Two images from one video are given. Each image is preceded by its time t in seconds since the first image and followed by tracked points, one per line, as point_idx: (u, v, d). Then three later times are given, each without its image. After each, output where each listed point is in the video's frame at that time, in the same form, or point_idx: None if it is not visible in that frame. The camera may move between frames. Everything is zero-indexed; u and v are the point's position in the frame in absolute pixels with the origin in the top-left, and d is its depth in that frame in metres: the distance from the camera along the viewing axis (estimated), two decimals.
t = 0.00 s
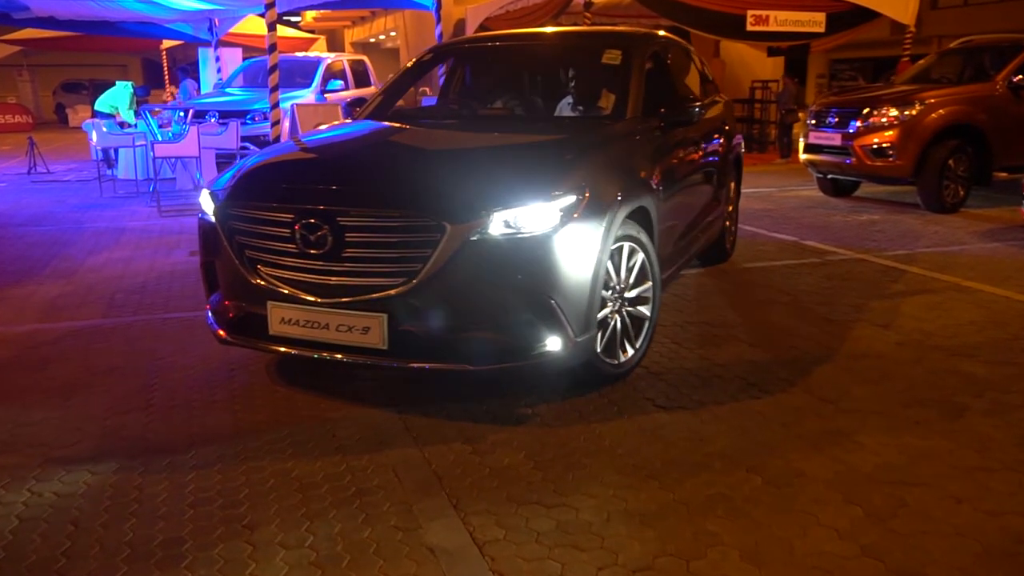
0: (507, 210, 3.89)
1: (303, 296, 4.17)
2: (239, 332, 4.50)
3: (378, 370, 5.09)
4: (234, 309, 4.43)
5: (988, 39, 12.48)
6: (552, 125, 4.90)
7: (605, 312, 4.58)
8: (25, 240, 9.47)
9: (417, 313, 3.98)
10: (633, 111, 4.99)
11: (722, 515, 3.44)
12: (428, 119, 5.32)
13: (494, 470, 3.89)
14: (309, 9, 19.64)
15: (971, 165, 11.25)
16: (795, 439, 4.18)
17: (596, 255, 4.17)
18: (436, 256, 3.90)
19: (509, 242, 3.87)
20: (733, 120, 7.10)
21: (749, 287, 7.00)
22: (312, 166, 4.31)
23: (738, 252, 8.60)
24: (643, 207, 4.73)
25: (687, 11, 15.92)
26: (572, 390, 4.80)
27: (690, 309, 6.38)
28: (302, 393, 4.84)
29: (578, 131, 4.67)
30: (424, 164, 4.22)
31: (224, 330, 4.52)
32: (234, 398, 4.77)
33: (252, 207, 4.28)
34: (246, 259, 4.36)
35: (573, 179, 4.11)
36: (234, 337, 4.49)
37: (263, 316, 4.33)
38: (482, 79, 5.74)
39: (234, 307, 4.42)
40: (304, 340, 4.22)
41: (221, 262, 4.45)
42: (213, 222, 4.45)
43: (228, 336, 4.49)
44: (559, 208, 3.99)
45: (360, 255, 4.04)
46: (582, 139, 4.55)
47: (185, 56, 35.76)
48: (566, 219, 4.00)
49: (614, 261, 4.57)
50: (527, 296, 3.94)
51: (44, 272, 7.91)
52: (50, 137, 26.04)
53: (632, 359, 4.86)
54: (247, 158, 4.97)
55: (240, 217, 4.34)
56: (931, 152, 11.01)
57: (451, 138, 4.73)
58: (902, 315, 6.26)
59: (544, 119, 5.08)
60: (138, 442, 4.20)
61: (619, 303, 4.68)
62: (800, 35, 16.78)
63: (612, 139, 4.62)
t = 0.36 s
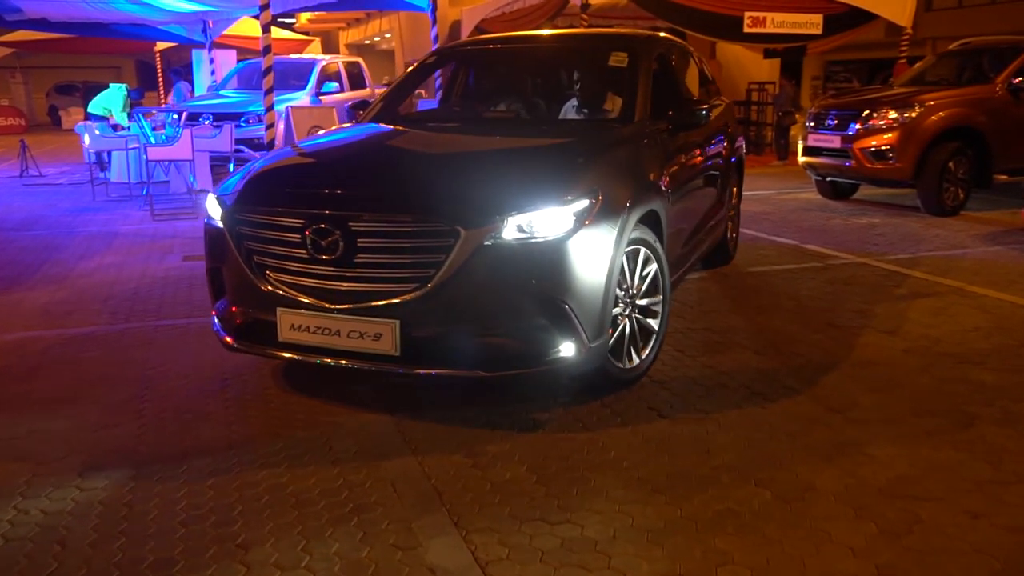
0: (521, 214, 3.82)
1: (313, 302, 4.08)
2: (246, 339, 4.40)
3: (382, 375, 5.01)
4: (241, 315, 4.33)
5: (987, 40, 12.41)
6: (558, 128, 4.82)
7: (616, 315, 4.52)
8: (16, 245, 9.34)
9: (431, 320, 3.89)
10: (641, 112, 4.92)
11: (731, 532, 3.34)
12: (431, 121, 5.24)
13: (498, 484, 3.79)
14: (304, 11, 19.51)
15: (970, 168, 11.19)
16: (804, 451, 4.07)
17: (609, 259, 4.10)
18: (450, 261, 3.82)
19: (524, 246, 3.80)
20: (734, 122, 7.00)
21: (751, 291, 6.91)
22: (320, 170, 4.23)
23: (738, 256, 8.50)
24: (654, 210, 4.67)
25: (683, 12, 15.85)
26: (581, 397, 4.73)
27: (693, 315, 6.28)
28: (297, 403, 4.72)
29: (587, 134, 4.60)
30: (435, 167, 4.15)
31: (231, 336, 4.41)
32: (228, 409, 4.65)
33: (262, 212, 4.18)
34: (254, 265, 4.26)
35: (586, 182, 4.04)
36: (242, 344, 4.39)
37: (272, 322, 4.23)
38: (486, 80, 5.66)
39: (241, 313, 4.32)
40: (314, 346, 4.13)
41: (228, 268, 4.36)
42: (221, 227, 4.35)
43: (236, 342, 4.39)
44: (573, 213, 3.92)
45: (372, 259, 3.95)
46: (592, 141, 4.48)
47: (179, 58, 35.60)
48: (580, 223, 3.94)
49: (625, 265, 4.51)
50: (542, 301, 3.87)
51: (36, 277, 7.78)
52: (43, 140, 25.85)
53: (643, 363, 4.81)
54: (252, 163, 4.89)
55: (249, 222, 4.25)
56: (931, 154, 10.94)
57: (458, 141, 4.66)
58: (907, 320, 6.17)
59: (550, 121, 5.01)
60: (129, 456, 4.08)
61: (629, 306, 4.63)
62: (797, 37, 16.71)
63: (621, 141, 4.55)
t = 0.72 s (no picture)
0: (525, 216, 3.76)
1: (315, 305, 4.00)
2: (246, 343, 4.32)
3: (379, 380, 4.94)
4: (241, 318, 4.24)
5: (977, 42, 12.43)
6: (558, 129, 4.76)
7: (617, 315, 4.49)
8: None
9: (435, 323, 3.82)
10: (640, 114, 4.86)
11: (730, 543, 3.28)
12: (428, 124, 5.17)
13: (491, 495, 3.71)
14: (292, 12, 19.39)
15: (961, 169, 11.19)
16: (801, 458, 4.01)
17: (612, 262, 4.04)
18: (454, 265, 3.75)
19: (529, 249, 3.74)
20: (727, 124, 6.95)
21: (745, 295, 6.85)
22: (320, 172, 4.16)
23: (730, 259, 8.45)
24: (654, 212, 4.63)
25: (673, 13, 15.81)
26: (580, 403, 4.67)
27: (687, 319, 6.22)
28: (286, 410, 4.63)
29: (589, 137, 4.54)
30: (435, 169, 4.09)
31: (231, 340, 4.34)
32: (215, 417, 4.56)
33: (262, 215, 4.10)
34: (255, 269, 4.17)
35: (587, 184, 3.99)
36: (242, 348, 4.31)
37: (273, 326, 4.15)
38: (482, 82, 5.58)
39: (240, 316, 4.24)
40: (316, 350, 4.05)
41: (227, 272, 4.27)
42: (221, 230, 4.26)
43: (236, 346, 4.31)
44: (576, 215, 3.87)
45: (374, 262, 3.87)
46: (593, 144, 4.42)
47: (166, 59, 35.38)
48: (584, 225, 3.88)
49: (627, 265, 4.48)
50: (546, 304, 3.80)
51: (20, 281, 7.66)
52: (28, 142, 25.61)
53: (644, 364, 4.78)
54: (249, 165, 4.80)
55: (249, 226, 4.16)
56: (922, 156, 10.92)
57: (456, 143, 4.60)
58: (902, 323, 6.13)
59: (547, 124, 4.96)
60: (114, 466, 3.99)
61: (631, 307, 4.60)
62: (787, 38, 16.71)
63: (620, 143, 4.50)
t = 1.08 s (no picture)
0: (522, 215, 3.71)
1: (310, 306, 3.91)
2: (236, 345, 4.21)
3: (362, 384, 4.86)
4: (232, 320, 4.14)
5: (953, 44, 12.52)
6: (548, 129, 4.70)
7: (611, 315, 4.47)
8: None
9: (433, 324, 3.75)
10: (630, 114, 4.81)
11: (722, 552, 3.21)
12: (412, 123, 5.11)
13: (476, 504, 3.62)
14: (267, 12, 19.19)
15: (939, 170, 11.24)
16: (789, 462, 3.96)
17: (608, 261, 4.01)
18: (451, 264, 3.69)
19: (527, 248, 3.69)
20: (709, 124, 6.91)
21: (728, 296, 6.81)
22: (313, 173, 4.09)
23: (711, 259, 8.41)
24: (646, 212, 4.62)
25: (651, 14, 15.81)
26: (570, 405, 4.62)
27: (671, 320, 6.16)
28: (264, 417, 4.52)
29: (581, 136, 4.48)
30: (428, 168, 4.04)
31: (222, 343, 4.22)
32: (190, 425, 4.43)
33: (255, 215, 4.02)
34: (246, 269, 4.08)
35: (583, 183, 3.95)
36: (233, 350, 4.20)
37: (267, 328, 4.05)
38: (468, 82, 5.49)
39: (231, 318, 4.13)
40: (311, 352, 3.96)
41: (218, 273, 4.17)
42: (212, 231, 4.16)
43: (228, 348, 4.20)
44: (572, 214, 3.82)
45: (370, 263, 3.81)
46: (586, 143, 4.37)
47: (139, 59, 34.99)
48: (580, 224, 3.84)
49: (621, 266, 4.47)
50: (544, 303, 3.75)
51: None
52: None
53: (637, 363, 4.76)
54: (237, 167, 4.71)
55: (241, 226, 4.07)
56: (900, 156, 10.95)
57: (444, 143, 4.55)
58: (884, 324, 6.11)
59: (533, 123, 4.89)
60: (84, 477, 3.85)
61: (624, 307, 4.60)
62: (765, 39, 16.75)
63: (612, 143, 4.45)
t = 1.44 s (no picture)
0: (509, 215, 3.74)
1: (295, 308, 3.90)
2: (217, 348, 4.17)
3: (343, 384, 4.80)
4: (211, 323, 4.11)
5: (911, 47, 12.72)
6: (527, 131, 4.72)
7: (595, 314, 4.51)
8: None
9: (421, 324, 3.76)
10: (607, 114, 4.82)
11: (703, 560, 3.17)
12: (386, 124, 5.09)
13: (453, 511, 3.57)
14: (225, 11, 18.87)
15: (899, 171, 11.41)
16: (767, 465, 3.93)
17: (592, 260, 4.05)
18: (439, 265, 3.70)
19: (514, 247, 3.72)
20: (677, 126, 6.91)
21: (698, 298, 6.80)
22: (297, 174, 4.07)
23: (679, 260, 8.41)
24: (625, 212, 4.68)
25: (613, 15, 15.84)
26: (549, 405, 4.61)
27: (643, 322, 6.13)
28: (232, 425, 4.40)
29: (560, 137, 4.50)
30: (414, 168, 4.05)
31: (201, 346, 4.18)
32: (154, 435, 4.29)
33: (239, 216, 3.99)
34: (229, 272, 4.05)
35: (568, 183, 3.99)
36: (213, 353, 4.16)
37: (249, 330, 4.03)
38: (441, 82, 5.46)
39: (212, 321, 4.10)
40: (295, 355, 3.94)
41: (196, 276, 4.14)
42: (193, 233, 4.12)
43: (207, 352, 4.15)
44: (558, 213, 3.85)
45: (357, 264, 3.81)
46: (566, 143, 4.39)
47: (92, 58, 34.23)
48: (566, 223, 3.88)
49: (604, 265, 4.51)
50: (530, 303, 3.78)
51: None
52: None
53: (618, 362, 4.81)
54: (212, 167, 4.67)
55: (224, 228, 4.04)
56: (861, 158, 11.08)
57: (425, 144, 4.55)
58: (853, 324, 6.15)
59: (507, 126, 4.91)
60: (42, 493, 3.70)
61: (605, 307, 4.64)
62: (726, 42, 16.85)
63: (593, 142, 4.47)
